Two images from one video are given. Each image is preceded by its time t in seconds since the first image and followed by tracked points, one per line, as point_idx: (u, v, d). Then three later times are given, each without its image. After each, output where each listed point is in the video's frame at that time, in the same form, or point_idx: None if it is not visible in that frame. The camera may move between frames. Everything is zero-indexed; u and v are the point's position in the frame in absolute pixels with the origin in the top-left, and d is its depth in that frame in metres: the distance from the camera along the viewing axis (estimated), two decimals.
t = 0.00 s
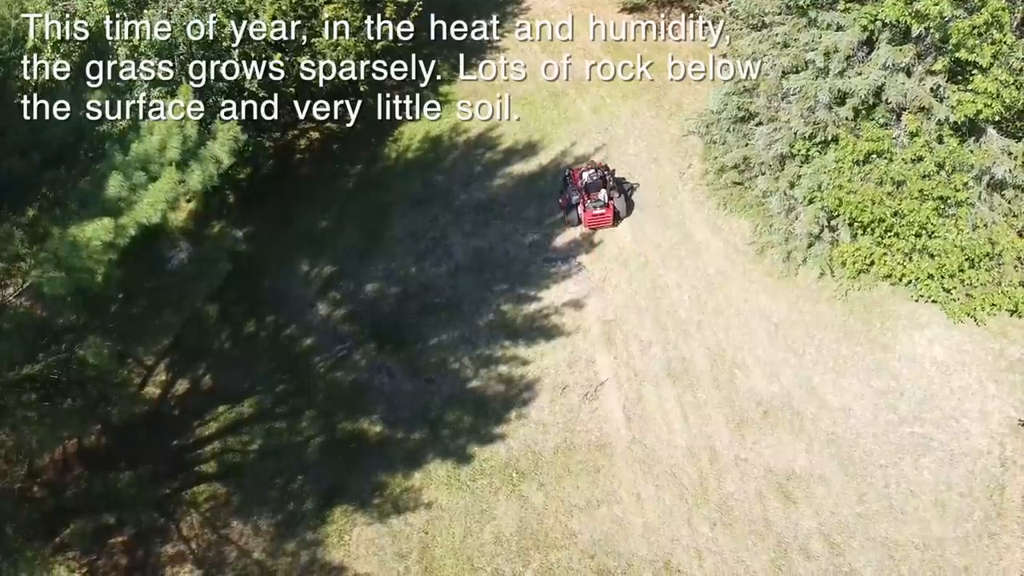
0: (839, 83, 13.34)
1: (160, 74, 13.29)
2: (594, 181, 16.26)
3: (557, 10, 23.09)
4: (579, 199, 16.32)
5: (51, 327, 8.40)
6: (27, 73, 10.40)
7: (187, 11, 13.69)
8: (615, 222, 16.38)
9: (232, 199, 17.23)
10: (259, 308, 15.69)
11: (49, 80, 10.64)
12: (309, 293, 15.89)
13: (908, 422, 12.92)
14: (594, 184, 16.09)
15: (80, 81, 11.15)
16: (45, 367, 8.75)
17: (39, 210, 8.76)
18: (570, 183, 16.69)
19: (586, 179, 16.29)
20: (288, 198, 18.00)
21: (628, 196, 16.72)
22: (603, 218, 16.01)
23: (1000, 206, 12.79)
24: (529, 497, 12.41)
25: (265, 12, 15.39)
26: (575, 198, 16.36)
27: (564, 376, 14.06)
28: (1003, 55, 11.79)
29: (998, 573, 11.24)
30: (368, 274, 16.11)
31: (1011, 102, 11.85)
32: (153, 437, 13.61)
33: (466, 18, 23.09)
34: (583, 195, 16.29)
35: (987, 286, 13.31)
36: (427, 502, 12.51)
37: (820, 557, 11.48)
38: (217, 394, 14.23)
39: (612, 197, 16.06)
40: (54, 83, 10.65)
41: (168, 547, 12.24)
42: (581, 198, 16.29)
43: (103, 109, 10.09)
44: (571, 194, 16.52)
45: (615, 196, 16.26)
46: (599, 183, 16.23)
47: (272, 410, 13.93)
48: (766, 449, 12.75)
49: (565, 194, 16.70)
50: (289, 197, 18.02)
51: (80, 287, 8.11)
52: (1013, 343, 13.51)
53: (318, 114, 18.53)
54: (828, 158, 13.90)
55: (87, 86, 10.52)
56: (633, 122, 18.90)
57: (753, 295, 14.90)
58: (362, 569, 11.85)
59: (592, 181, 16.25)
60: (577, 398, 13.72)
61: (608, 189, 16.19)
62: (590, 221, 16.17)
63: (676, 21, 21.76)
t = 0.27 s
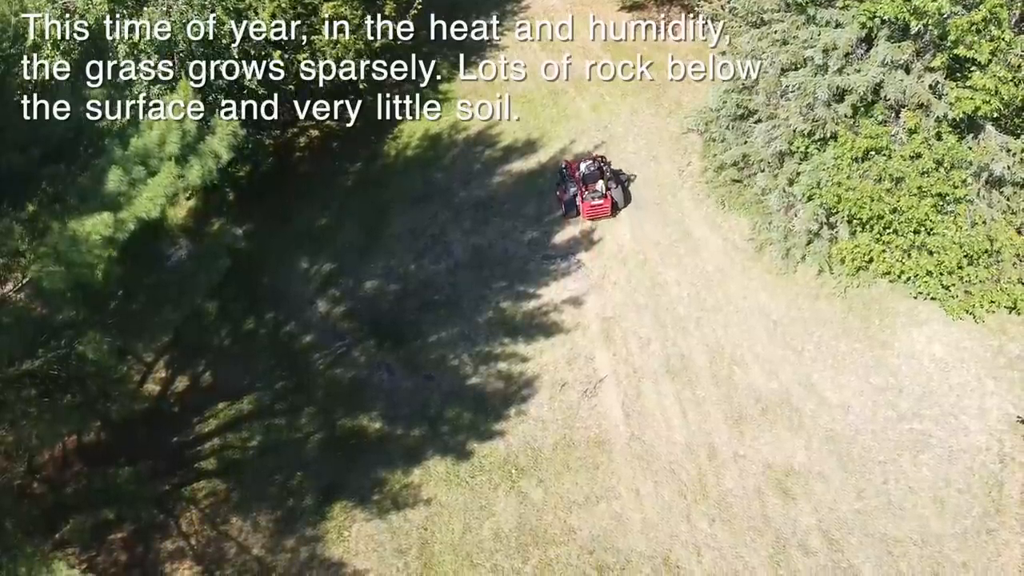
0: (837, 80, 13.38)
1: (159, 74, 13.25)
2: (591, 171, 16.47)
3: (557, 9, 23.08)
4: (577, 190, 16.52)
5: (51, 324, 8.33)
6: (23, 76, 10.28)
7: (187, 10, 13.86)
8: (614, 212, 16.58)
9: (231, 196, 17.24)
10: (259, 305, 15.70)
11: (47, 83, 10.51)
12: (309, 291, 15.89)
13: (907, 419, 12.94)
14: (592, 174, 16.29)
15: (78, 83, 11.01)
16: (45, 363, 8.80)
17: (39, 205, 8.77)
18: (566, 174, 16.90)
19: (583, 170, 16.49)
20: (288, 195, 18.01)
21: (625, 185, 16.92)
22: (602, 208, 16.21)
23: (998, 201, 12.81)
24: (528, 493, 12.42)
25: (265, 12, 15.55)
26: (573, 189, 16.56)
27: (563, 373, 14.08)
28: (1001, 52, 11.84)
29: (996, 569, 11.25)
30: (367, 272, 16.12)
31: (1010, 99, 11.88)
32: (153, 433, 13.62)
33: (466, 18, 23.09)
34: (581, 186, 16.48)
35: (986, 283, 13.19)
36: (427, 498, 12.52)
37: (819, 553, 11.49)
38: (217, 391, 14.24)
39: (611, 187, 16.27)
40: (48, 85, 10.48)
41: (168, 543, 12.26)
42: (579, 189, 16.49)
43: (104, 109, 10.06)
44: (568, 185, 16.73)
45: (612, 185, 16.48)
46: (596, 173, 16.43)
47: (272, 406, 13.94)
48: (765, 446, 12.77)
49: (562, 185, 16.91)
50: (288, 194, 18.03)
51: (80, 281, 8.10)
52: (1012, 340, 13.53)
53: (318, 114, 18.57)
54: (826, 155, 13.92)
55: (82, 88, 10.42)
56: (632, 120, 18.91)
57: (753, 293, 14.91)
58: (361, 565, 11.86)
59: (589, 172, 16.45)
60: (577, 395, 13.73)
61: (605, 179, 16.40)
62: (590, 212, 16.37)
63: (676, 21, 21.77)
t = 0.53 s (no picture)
0: (836, 77, 13.40)
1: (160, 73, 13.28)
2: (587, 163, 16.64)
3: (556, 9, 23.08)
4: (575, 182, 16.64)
5: (50, 321, 8.46)
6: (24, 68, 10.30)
7: (187, 11, 13.86)
8: (613, 203, 16.74)
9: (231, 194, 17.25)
10: (258, 302, 15.69)
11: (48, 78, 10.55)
12: (308, 288, 15.90)
13: (906, 415, 12.96)
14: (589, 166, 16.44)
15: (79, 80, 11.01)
16: (44, 358, 8.67)
17: (38, 200, 8.79)
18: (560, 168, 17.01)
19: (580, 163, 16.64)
20: (287, 193, 18.03)
21: (622, 174, 17.08)
22: (602, 199, 16.36)
23: (997, 198, 12.91)
24: (527, 489, 12.44)
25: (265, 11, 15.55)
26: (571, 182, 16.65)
27: (562, 370, 14.10)
28: (1000, 48, 11.86)
29: (995, 564, 11.26)
30: (367, 269, 16.13)
31: (1009, 95, 11.93)
32: (152, 429, 13.65)
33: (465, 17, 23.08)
34: (578, 178, 16.62)
35: (983, 281, 13.17)
36: (426, 494, 12.54)
37: (818, 549, 11.50)
38: (216, 387, 14.26)
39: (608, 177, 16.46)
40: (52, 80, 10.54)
41: (168, 539, 12.28)
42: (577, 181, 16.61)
43: (104, 109, 10.08)
44: (564, 179, 16.82)
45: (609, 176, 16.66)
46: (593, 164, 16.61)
47: (272, 403, 13.96)
48: (764, 442, 12.79)
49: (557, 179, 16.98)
50: (288, 191, 18.04)
51: (78, 274, 8.09)
52: (1011, 337, 13.58)
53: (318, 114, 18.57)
54: (825, 152, 13.93)
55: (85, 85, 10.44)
56: (632, 117, 18.92)
57: (752, 290, 14.92)
58: (361, 561, 11.87)
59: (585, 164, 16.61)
60: (576, 391, 13.75)
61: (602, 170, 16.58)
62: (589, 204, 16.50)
63: (676, 21, 21.77)
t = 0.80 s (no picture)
0: (835, 73, 13.42)
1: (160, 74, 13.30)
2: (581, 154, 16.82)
3: (556, 8, 23.08)
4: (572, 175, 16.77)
5: (52, 317, 8.51)
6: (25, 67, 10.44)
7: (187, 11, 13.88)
8: (612, 192, 16.90)
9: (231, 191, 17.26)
10: (258, 299, 15.70)
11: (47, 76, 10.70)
12: (308, 285, 15.91)
13: (905, 411, 12.99)
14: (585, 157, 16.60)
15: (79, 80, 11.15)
16: (45, 352, 8.70)
17: (38, 193, 8.80)
18: (553, 164, 17.13)
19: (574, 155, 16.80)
20: (288, 190, 18.06)
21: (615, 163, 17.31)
22: (603, 187, 16.50)
23: (996, 194, 12.87)
24: (526, 484, 12.46)
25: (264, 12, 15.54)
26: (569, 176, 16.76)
27: (562, 366, 14.12)
28: (998, 45, 11.95)
29: (994, 560, 11.28)
30: (366, 266, 16.15)
31: (1007, 91, 11.96)
32: (152, 424, 13.68)
33: (465, 17, 23.06)
34: (575, 171, 16.75)
35: (985, 276, 13.49)
36: (426, 490, 12.56)
37: (817, 544, 11.53)
38: (217, 383, 14.29)
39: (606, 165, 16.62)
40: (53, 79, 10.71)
41: (168, 535, 12.32)
42: (574, 173, 16.74)
43: (104, 109, 10.19)
44: (560, 174, 16.94)
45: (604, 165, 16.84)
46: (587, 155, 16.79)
47: (271, 399, 13.98)
48: (763, 438, 12.80)
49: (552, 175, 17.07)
50: (288, 189, 18.06)
51: (78, 267, 8.09)
52: (1010, 333, 13.61)
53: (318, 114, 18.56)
54: (824, 148, 13.95)
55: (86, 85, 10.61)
56: (631, 115, 18.93)
57: (751, 287, 14.93)
58: (360, 556, 11.88)
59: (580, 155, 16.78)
60: (575, 387, 13.77)
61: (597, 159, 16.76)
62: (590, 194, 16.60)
63: (676, 21, 21.76)
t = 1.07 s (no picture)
0: (834, 70, 13.46)
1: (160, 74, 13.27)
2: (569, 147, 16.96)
3: (556, 8, 23.07)
4: (567, 168, 16.90)
5: (52, 312, 8.52)
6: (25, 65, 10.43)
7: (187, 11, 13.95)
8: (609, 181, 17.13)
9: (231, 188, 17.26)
10: (258, 296, 15.70)
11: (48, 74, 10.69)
12: (307, 281, 15.93)
13: (904, 407, 13.02)
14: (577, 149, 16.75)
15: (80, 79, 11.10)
16: (45, 347, 8.86)
17: (39, 188, 8.82)
18: (542, 161, 17.19)
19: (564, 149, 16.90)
20: (288, 187, 18.07)
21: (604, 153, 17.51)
22: (602, 176, 16.71)
23: (995, 190, 12.95)
24: (526, 480, 12.48)
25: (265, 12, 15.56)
26: (564, 170, 16.88)
27: (561, 363, 14.13)
28: (997, 40, 11.99)
29: (993, 555, 11.31)
30: (366, 263, 16.16)
31: (1006, 87, 12.03)
32: (152, 420, 13.69)
33: (465, 17, 23.00)
34: (569, 164, 16.89)
35: (984, 273, 13.50)
36: (426, 485, 12.58)
37: (816, 540, 11.55)
38: (217, 380, 14.31)
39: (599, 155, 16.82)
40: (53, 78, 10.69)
41: (168, 530, 12.32)
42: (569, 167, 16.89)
43: (104, 109, 10.13)
44: (554, 170, 17.03)
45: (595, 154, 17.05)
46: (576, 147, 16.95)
47: (271, 396, 14.00)
48: (762, 433, 12.83)
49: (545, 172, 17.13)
50: (288, 187, 18.06)
51: (78, 261, 8.07)
52: (1009, 329, 13.68)
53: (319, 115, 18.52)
54: (823, 145, 13.97)
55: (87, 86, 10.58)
56: (631, 112, 18.96)
57: (750, 283, 14.95)
58: (360, 552, 11.89)
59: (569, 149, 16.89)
60: (574, 383, 13.80)
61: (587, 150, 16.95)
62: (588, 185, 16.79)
63: (676, 21, 21.75)
